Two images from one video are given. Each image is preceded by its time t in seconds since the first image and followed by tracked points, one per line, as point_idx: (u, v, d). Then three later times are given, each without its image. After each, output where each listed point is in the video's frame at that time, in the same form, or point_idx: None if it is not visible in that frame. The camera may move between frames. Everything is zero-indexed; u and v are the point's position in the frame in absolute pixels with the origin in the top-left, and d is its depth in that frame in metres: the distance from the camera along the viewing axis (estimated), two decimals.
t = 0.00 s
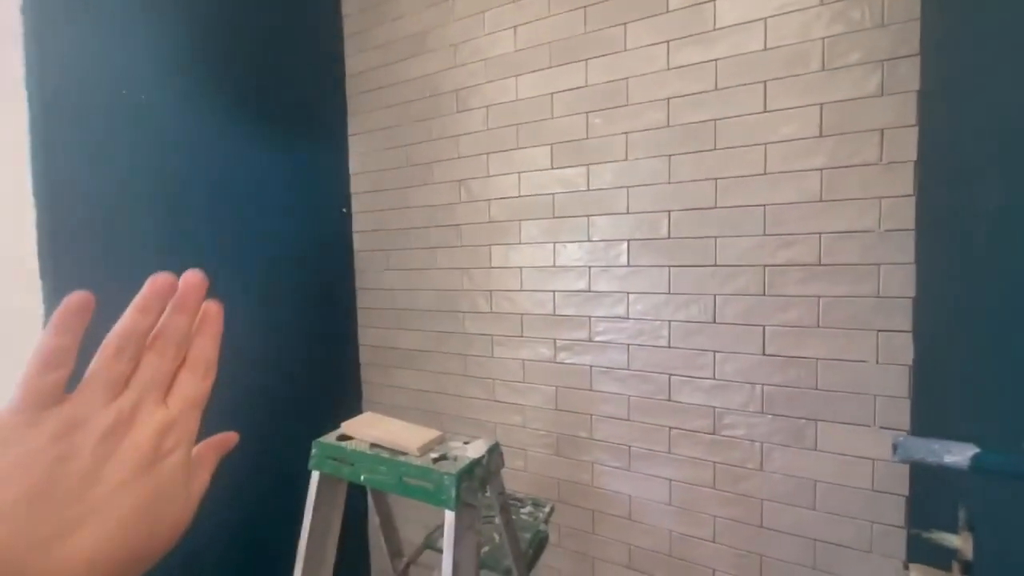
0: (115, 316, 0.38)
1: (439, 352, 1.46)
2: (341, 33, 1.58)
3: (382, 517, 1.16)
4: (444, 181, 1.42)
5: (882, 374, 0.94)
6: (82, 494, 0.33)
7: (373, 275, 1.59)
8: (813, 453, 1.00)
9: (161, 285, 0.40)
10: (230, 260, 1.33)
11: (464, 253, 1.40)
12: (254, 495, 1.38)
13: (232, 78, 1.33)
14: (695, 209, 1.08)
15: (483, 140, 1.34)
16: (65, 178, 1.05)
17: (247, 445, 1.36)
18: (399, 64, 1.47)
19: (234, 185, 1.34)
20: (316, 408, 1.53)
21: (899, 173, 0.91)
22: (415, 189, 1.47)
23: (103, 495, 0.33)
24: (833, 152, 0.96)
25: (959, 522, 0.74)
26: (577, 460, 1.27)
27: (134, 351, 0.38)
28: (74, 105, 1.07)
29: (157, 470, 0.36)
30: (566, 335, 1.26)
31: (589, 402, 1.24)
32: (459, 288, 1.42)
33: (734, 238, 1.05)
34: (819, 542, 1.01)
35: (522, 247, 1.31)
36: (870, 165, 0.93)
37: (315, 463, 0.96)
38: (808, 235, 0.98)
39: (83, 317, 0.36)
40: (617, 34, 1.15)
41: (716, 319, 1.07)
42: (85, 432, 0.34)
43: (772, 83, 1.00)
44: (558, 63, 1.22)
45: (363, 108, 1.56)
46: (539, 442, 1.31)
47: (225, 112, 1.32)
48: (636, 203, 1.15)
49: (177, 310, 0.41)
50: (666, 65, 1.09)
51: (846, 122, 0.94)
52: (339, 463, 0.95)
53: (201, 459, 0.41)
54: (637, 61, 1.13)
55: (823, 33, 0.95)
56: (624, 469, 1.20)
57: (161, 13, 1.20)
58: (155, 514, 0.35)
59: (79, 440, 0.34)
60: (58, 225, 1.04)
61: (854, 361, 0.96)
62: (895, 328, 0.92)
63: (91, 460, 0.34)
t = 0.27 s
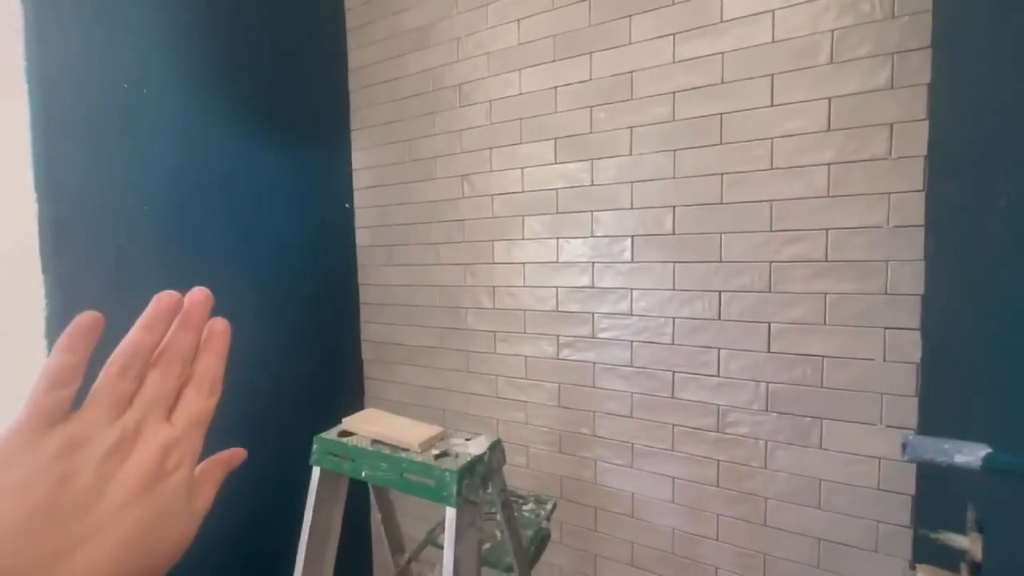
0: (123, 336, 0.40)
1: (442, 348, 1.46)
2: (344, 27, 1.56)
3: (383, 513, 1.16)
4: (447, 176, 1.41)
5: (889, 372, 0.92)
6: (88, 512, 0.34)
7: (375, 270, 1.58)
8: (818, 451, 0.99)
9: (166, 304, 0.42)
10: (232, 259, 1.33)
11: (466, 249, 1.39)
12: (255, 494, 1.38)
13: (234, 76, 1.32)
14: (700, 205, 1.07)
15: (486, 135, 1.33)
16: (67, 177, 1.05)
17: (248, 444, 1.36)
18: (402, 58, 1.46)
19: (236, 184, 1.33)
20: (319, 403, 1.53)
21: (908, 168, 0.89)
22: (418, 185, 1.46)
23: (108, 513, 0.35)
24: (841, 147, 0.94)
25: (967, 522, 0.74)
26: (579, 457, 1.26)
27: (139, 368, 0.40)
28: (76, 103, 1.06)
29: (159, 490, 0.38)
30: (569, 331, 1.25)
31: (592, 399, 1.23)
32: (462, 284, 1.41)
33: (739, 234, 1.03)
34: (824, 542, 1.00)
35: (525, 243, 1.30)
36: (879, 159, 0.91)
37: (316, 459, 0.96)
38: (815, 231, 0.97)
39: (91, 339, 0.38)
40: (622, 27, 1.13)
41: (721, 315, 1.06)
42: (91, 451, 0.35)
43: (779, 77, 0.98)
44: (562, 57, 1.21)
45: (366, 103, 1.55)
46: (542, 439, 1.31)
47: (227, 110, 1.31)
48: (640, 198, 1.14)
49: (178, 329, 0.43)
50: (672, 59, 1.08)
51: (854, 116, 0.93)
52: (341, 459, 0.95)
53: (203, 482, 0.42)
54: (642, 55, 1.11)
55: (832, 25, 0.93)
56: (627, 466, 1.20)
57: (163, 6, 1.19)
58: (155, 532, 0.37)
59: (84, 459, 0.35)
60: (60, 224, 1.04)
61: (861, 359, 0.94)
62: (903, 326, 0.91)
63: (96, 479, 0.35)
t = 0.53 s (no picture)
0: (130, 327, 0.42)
1: (446, 346, 1.46)
2: (349, 24, 1.56)
3: (388, 510, 1.16)
4: (452, 173, 1.40)
5: (898, 371, 0.91)
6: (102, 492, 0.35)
7: (380, 268, 1.58)
8: (825, 451, 0.98)
9: (174, 293, 0.44)
10: (238, 258, 1.33)
11: (471, 246, 1.39)
12: (259, 493, 1.39)
13: (240, 75, 1.32)
14: (706, 202, 1.06)
15: (491, 132, 1.33)
16: (74, 176, 1.06)
17: (253, 442, 1.37)
18: (407, 55, 1.46)
19: (242, 183, 1.34)
20: (323, 400, 1.54)
21: (918, 165, 0.88)
22: (423, 182, 1.46)
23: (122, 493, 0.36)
24: (850, 143, 0.93)
25: (977, 523, 0.72)
26: (584, 456, 1.26)
27: (148, 357, 0.41)
28: (83, 103, 1.07)
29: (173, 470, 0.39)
30: (574, 329, 1.24)
31: (597, 397, 1.23)
32: (466, 282, 1.41)
33: (746, 231, 1.03)
34: (830, 542, 0.99)
35: (530, 240, 1.29)
36: (889, 156, 0.90)
37: (321, 456, 0.96)
38: (823, 228, 0.96)
39: (100, 329, 0.39)
40: (628, 23, 1.12)
41: (728, 314, 1.05)
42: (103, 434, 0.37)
43: (787, 72, 0.97)
44: (567, 53, 1.20)
45: (371, 100, 1.55)
46: (546, 437, 1.31)
47: (233, 109, 1.31)
48: (646, 195, 1.13)
49: (187, 317, 0.45)
50: (678, 55, 1.07)
51: (864, 112, 0.91)
52: (345, 456, 0.95)
53: (217, 461, 0.43)
54: (648, 51, 1.10)
55: (842, 20, 0.92)
56: (632, 465, 1.19)
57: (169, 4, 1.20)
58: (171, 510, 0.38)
59: (94, 448, 0.36)
60: (68, 224, 1.05)
61: (869, 358, 0.93)
62: (912, 325, 0.90)
63: (107, 465, 0.36)
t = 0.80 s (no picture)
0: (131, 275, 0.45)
1: (453, 343, 1.46)
2: (356, 21, 1.57)
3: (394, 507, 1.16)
4: (459, 171, 1.40)
5: (909, 371, 0.90)
6: (109, 447, 0.40)
7: (387, 266, 1.59)
8: (834, 451, 0.97)
9: (175, 238, 0.47)
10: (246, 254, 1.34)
11: (477, 244, 1.39)
12: (267, 489, 1.40)
13: (247, 72, 1.33)
14: (714, 200, 1.05)
15: (497, 130, 1.33)
16: (85, 174, 1.07)
17: (262, 438, 1.38)
18: (414, 53, 1.46)
19: (250, 180, 1.34)
20: (331, 398, 1.54)
21: (931, 162, 0.87)
22: (430, 180, 1.46)
23: (125, 449, 0.40)
24: (861, 140, 0.92)
25: (989, 526, 0.72)
26: (590, 454, 1.26)
27: (151, 308, 0.45)
28: (93, 101, 1.08)
29: (178, 426, 0.44)
30: (580, 327, 1.24)
31: (603, 396, 1.22)
32: (473, 280, 1.41)
33: (755, 230, 1.02)
34: (838, 542, 0.98)
35: (537, 238, 1.29)
36: (900, 153, 0.89)
37: (328, 453, 0.97)
38: (833, 226, 0.95)
39: (95, 278, 0.42)
40: (636, 19, 1.11)
41: (736, 313, 1.05)
42: (106, 391, 0.41)
43: (797, 68, 0.96)
44: (575, 50, 1.20)
45: (378, 98, 1.55)
46: (553, 436, 1.31)
47: (241, 105, 1.32)
48: (653, 193, 1.12)
49: (191, 264, 0.47)
50: (686, 51, 1.06)
51: (875, 109, 0.90)
52: (352, 453, 0.95)
53: (228, 426, 0.49)
54: (656, 47, 1.10)
55: (853, 15, 0.91)
56: (638, 463, 1.19)
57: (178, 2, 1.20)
58: (174, 467, 0.43)
59: (95, 405, 0.40)
60: (79, 221, 1.06)
61: (879, 358, 0.92)
62: (923, 324, 0.89)
63: (111, 422, 0.40)
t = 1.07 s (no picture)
0: (107, 304, 0.46)
1: (456, 340, 1.46)
2: (359, 18, 1.56)
3: (398, 502, 1.17)
4: (462, 168, 1.40)
5: (915, 369, 0.89)
6: (92, 454, 0.40)
7: (391, 262, 1.59)
8: (840, 449, 0.97)
9: (149, 270, 0.49)
10: (248, 251, 1.34)
11: (481, 241, 1.39)
12: (271, 484, 1.41)
13: (250, 69, 1.33)
14: (719, 196, 1.05)
15: (501, 126, 1.32)
16: (87, 170, 1.07)
17: (266, 434, 1.39)
18: (417, 49, 1.45)
19: (254, 177, 1.35)
20: (335, 394, 1.55)
21: (939, 157, 0.86)
22: (433, 177, 1.46)
23: (108, 453, 0.40)
24: (868, 135, 0.91)
25: (996, 525, 0.71)
26: (593, 451, 1.25)
27: (127, 330, 0.47)
28: (95, 97, 1.08)
29: (159, 435, 0.44)
30: (584, 324, 1.24)
31: (607, 393, 1.22)
32: (476, 276, 1.40)
33: (760, 226, 1.01)
34: (843, 541, 0.98)
35: (540, 235, 1.29)
36: (908, 148, 0.88)
37: (331, 448, 0.97)
38: (840, 223, 0.94)
39: (80, 306, 0.45)
40: (640, 14, 1.11)
41: (741, 310, 1.04)
42: (87, 399, 0.41)
43: (804, 63, 0.95)
44: (579, 46, 1.19)
45: (382, 94, 1.55)
46: (556, 433, 1.30)
47: (243, 102, 1.32)
48: (658, 189, 1.12)
49: (163, 292, 0.50)
50: (691, 46, 1.05)
51: (882, 104, 0.89)
52: (355, 449, 0.95)
53: (198, 437, 0.49)
54: (661, 42, 1.09)
55: (861, 9, 0.90)
56: (642, 461, 1.18)
57: None
58: (156, 471, 0.42)
59: (79, 414, 0.40)
60: (82, 217, 1.06)
61: (885, 355, 0.92)
62: (930, 321, 0.88)
63: (94, 430, 0.40)
